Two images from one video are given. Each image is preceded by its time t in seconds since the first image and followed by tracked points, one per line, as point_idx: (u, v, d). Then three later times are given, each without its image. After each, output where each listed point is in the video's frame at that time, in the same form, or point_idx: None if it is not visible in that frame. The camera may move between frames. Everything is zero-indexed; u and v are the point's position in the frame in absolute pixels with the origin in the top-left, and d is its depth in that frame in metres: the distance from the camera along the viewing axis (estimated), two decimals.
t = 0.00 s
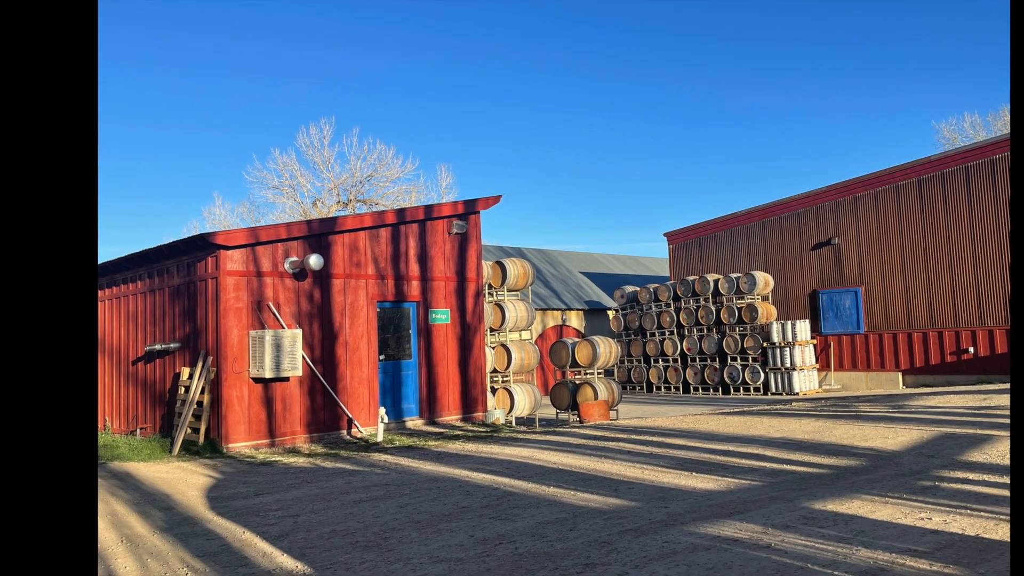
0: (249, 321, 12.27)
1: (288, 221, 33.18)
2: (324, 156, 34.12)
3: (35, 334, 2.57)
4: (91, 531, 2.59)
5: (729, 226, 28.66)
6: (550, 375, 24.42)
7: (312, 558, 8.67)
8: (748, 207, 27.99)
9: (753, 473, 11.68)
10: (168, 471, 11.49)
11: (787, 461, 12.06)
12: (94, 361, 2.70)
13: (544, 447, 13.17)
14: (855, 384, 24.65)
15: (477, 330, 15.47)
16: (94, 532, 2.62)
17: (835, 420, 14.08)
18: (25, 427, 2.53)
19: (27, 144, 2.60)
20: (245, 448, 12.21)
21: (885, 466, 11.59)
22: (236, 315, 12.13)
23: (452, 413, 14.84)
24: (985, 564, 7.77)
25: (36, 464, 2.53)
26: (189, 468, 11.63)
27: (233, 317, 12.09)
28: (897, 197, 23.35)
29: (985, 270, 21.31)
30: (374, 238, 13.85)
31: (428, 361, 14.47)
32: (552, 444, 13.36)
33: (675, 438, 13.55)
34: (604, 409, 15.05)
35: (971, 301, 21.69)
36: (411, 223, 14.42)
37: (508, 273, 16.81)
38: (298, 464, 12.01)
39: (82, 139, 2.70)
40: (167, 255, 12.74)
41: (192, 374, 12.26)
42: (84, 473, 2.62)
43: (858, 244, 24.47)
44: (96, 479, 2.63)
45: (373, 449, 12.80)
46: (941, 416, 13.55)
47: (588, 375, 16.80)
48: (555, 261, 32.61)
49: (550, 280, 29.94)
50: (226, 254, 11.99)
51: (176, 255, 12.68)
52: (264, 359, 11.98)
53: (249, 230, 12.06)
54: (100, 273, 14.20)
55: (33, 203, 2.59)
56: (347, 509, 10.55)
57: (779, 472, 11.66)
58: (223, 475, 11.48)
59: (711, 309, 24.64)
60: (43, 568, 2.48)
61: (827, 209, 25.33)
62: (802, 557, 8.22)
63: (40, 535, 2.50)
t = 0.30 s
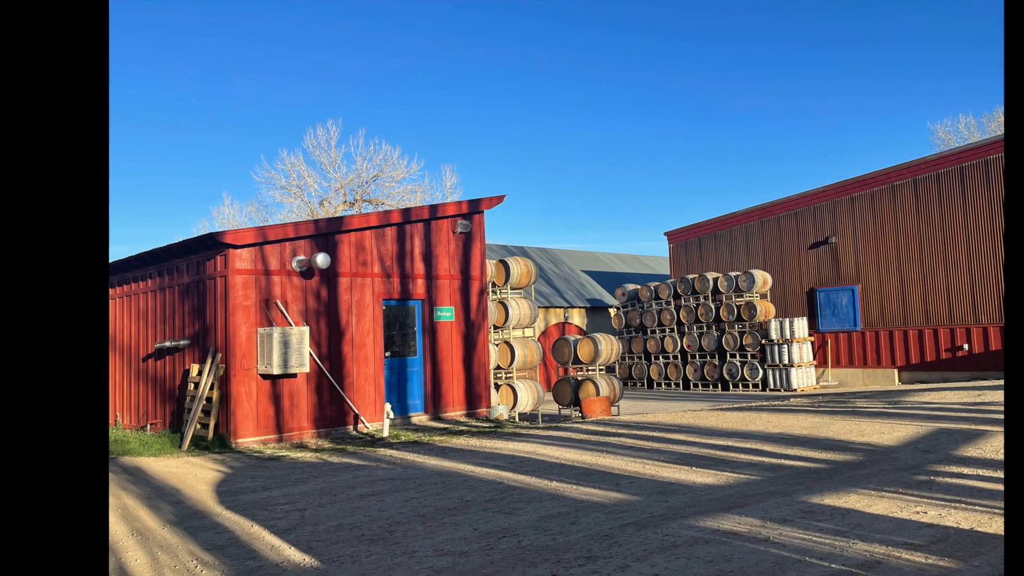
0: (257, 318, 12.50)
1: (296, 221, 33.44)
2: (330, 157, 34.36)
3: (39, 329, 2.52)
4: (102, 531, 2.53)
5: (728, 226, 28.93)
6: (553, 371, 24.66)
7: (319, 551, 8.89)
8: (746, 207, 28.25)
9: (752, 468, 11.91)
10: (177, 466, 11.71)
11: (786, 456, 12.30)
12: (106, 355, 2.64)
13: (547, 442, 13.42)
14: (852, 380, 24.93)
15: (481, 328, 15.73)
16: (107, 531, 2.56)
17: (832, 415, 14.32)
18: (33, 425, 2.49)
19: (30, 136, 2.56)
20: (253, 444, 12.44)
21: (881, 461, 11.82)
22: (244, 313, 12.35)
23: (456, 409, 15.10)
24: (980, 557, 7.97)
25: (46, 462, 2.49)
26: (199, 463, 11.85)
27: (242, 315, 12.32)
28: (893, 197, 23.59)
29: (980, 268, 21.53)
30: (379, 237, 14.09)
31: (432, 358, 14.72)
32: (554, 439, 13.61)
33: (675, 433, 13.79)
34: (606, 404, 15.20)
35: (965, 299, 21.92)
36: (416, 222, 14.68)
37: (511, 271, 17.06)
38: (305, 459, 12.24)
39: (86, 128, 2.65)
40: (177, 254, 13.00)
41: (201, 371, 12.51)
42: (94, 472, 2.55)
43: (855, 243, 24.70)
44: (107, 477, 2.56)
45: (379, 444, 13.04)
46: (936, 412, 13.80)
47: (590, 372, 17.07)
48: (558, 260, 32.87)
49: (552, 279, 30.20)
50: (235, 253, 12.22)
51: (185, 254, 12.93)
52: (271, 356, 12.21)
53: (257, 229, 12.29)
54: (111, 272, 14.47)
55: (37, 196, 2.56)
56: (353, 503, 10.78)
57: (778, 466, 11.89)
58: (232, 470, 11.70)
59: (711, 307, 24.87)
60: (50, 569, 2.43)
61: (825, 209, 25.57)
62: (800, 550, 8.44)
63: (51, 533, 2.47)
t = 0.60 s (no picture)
0: (264, 316, 12.73)
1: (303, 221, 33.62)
2: (336, 156, 34.54)
3: (35, 340, 2.52)
4: (111, 528, 2.55)
5: (728, 225, 29.18)
6: (555, 368, 24.89)
7: (326, 545, 9.10)
8: (745, 207, 28.49)
9: (751, 463, 12.13)
10: (187, 461, 11.94)
11: (784, 451, 12.52)
12: (116, 354, 2.67)
13: (549, 438, 13.65)
14: (849, 376, 25.14)
15: (484, 325, 15.99)
16: (116, 528, 2.58)
17: (829, 411, 14.55)
18: (39, 424, 2.50)
19: (30, 162, 2.57)
20: (261, 439, 12.66)
21: (878, 457, 12.04)
22: (252, 311, 12.58)
23: (460, 405, 15.35)
24: (974, 550, 8.18)
25: (30, 477, 2.48)
26: (208, 458, 12.08)
27: (250, 313, 12.55)
28: (889, 197, 23.81)
29: (975, 267, 21.74)
30: (385, 236, 14.31)
31: (436, 355, 14.97)
32: (556, 434, 13.83)
33: (675, 429, 14.02)
34: (607, 401, 15.61)
35: (961, 297, 22.13)
36: (421, 221, 14.91)
37: (514, 270, 17.25)
38: (312, 454, 12.46)
39: (94, 137, 2.67)
40: (186, 253, 13.23)
41: (210, 368, 12.75)
42: (103, 468, 2.57)
43: (852, 243, 24.91)
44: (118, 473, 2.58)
45: (384, 439, 13.27)
46: (931, 408, 14.03)
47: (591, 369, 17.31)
48: (560, 259, 33.10)
49: (555, 277, 30.42)
50: (243, 252, 12.44)
51: (195, 253, 13.15)
52: (279, 353, 12.43)
53: (265, 228, 12.50)
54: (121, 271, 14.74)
55: (36, 212, 2.56)
56: (359, 498, 11.00)
57: (776, 461, 12.12)
58: (240, 465, 11.92)
59: (711, 305, 25.07)
60: (57, 569, 2.45)
61: (823, 209, 25.80)
62: (798, 543, 8.65)
63: (57, 532, 2.49)
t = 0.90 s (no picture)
0: (271, 314, 12.91)
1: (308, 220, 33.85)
2: (341, 157, 34.77)
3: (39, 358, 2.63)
4: (115, 523, 2.68)
5: (727, 224, 29.39)
6: (557, 366, 25.10)
7: (331, 540, 9.28)
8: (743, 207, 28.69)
9: (750, 459, 12.31)
10: (194, 457, 12.13)
11: (783, 448, 12.71)
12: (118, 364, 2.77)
13: (551, 434, 13.84)
14: (847, 374, 25.33)
15: (487, 323, 16.20)
16: (121, 524, 2.71)
17: (828, 408, 14.74)
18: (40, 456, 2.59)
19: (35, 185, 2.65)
20: (267, 436, 12.84)
21: (875, 453, 12.22)
22: (258, 309, 12.76)
23: (463, 402, 15.55)
24: (969, 545, 8.35)
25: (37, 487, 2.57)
26: (214, 454, 12.26)
27: (256, 311, 12.73)
28: (887, 197, 23.99)
29: (971, 266, 21.91)
30: (389, 235, 14.50)
31: (440, 353, 15.17)
32: (558, 431, 14.02)
33: (675, 425, 14.22)
34: (608, 398, 15.76)
35: (957, 296, 22.29)
36: (425, 221, 15.10)
37: (517, 269, 17.42)
38: (317, 450, 12.65)
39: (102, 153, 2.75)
40: (194, 251, 13.41)
41: (217, 365, 12.92)
42: (108, 468, 2.69)
43: (850, 242, 25.11)
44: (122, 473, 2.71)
45: (388, 436, 13.47)
46: (928, 405, 14.22)
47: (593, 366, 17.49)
48: (562, 258, 33.31)
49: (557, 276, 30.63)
50: (249, 251, 12.61)
51: (202, 252, 13.34)
52: (285, 350, 12.62)
53: (271, 228, 12.66)
54: (129, 270, 14.95)
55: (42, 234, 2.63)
56: (363, 493, 11.17)
57: (775, 457, 12.30)
58: (247, 461, 12.10)
59: (710, 303, 25.25)
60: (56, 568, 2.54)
61: (821, 209, 25.99)
62: (796, 538, 8.83)
63: (62, 531, 2.60)
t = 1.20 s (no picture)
0: (275, 313, 13.06)
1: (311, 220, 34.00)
2: (345, 156, 34.93)
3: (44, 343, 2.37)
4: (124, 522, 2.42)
5: (727, 224, 29.53)
6: (558, 364, 25.25)
7: (335, 536, 9.40)
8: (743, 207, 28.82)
9: (749, 455, 12.46)
10: (199, 454, 12.27)
11: (781, 445, 12.86)
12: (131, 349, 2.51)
13: (552, 432, 13.99)
14: (844, 372, 25.50)
15: (489, 322, 16.34)
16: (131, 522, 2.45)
17: (826, 406, 14.89)
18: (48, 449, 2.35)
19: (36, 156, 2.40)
20: (272, 433, 12.98)
21: (873, 450, 12.36)
22: (263, 308, 12.90)
23: (466, 400, 15.69)
24: (966, 541, 8.48)
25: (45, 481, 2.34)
26: (219, 451, 12.40)
27: (260, 310, 12.87)
28: (885, 197, 24.13)
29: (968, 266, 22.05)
30: (392, 235, 14.63)
31: (442, 351, 15.31)
32: (559, 429, 14.17)
33: (675, 422, 14.37)
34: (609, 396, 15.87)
35: (954, 295, 22.42)
36: (428, 221, 15.25)
37: (519, 268, 17.54)
38: (321, 448, 12.79)
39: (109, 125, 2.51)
40: (199, 251, 13.56)
41: (222, 364, 13.07)
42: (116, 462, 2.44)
43: (848, 242, 25.26)
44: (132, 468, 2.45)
45: (392, 433, 13.61)
46: (926, 403, 14.38)
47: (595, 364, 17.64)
48: (564, 257, 33.48)
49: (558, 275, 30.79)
50: (254, 250, 12.76)
51: (207, 251, 13.49)
52: (289, 348, 12.75)
53: (276, 227, 12.80)
54: (135, 268, 15.12)
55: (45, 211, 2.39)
56: (367, 490, 11.30)
57: (774, 454, 12.45)
58: (251, 458, 12.24)
59: (710, 302, 25.38)
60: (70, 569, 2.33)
61: (820, 208, 26.14)
62: (795, 535, 8.96)
63: (64, 528, 2.36)
